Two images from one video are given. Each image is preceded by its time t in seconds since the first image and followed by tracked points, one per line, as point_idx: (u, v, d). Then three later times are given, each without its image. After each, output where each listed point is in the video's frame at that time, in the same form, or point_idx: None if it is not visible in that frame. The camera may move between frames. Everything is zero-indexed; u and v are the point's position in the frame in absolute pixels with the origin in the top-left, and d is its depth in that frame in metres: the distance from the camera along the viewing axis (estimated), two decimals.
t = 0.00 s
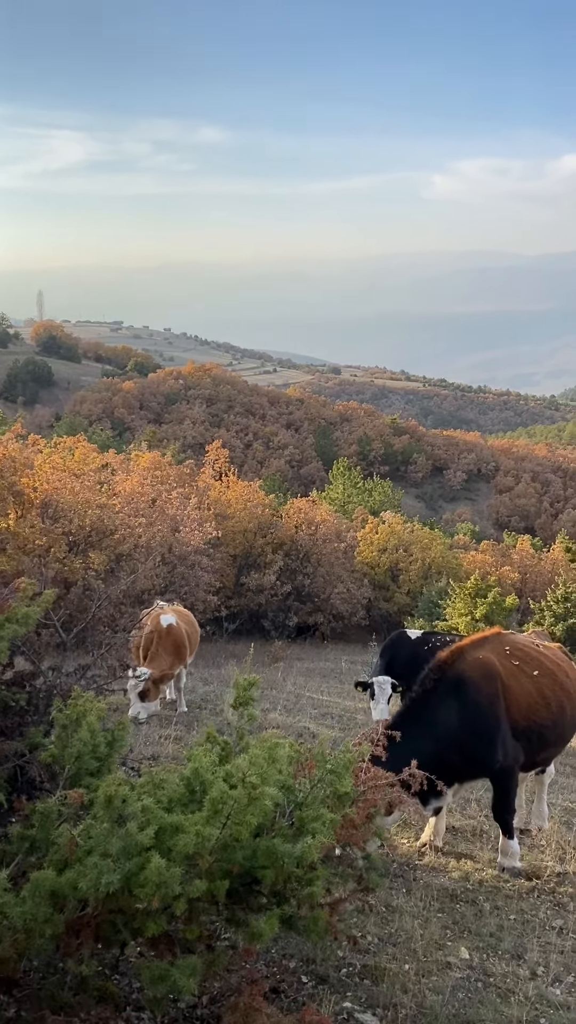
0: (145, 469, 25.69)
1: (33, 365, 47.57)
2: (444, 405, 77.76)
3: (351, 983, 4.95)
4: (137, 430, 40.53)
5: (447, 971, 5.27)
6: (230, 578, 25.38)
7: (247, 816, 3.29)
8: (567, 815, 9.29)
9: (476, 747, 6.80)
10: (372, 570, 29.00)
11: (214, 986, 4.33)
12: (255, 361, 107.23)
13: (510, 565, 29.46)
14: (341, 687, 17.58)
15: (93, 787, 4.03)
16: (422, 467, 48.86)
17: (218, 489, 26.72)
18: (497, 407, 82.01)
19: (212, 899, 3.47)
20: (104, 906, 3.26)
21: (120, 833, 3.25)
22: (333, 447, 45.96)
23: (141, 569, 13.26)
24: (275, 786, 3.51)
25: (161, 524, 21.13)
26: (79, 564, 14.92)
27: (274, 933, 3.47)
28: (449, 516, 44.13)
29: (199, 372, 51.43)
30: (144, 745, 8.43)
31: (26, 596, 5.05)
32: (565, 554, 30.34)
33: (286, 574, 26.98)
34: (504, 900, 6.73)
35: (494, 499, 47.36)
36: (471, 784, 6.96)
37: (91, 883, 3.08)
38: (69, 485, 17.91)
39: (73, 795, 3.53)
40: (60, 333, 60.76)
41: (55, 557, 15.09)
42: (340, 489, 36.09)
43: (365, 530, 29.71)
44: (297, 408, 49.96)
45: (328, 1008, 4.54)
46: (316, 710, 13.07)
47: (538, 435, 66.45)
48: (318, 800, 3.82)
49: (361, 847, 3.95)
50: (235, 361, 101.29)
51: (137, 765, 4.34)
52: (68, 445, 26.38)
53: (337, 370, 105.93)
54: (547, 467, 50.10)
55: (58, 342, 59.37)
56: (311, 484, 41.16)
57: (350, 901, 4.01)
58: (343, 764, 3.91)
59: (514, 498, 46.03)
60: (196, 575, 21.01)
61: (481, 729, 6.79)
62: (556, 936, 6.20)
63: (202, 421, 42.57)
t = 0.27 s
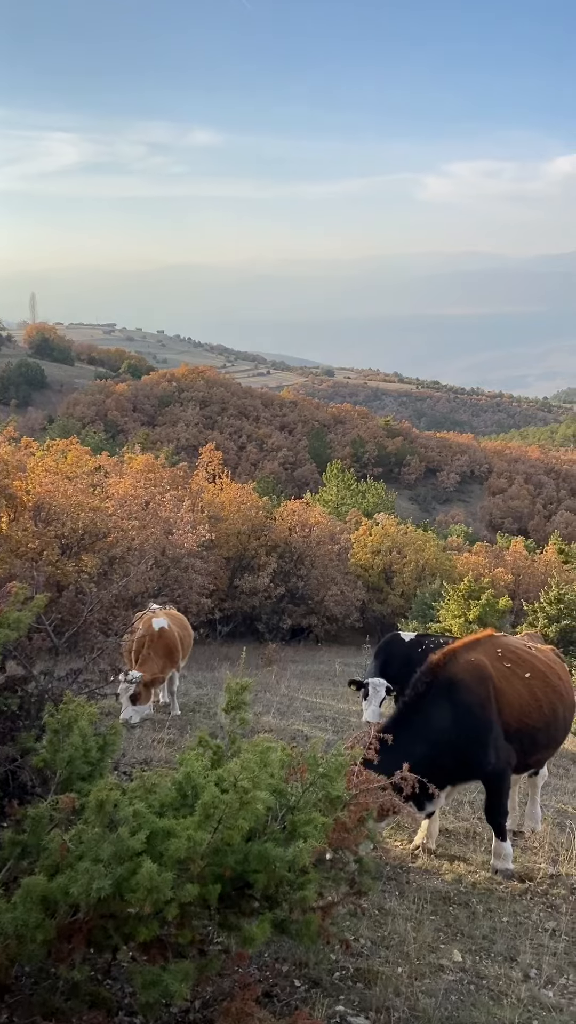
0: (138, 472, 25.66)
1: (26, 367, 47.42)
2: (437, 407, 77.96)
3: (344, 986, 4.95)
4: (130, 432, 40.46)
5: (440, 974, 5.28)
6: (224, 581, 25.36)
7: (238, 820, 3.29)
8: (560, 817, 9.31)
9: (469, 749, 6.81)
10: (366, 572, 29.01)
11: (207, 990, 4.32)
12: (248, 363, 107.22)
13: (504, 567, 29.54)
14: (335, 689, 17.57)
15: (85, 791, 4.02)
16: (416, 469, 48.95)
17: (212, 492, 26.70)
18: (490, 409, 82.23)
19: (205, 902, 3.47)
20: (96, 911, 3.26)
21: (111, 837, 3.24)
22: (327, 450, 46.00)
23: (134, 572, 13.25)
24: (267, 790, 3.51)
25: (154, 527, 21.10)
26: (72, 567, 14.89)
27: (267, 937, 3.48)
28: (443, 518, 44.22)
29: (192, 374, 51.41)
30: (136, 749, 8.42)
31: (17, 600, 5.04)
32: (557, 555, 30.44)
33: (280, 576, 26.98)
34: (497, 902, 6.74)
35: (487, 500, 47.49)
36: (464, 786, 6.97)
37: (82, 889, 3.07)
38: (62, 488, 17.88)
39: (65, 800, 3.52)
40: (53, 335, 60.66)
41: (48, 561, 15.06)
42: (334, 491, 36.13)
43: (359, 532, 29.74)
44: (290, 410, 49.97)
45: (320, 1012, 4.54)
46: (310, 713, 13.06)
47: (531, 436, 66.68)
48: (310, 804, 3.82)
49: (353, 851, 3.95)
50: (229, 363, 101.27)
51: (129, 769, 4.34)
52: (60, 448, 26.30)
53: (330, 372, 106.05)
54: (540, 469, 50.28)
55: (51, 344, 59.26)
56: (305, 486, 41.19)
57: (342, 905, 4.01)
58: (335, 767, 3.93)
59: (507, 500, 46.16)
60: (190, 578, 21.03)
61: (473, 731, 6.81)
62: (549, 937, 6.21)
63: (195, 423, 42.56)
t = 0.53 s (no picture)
0: (129, 472, 25.60)
1: (16, 367, 47.22)
2: (428, 406, 78.13)
3: (334, 984, 4.95)
4: (121, 432, 40.36)
5: (430, 971, 5.29)
6: (215, 581, 25.33)
7: (226, 818, 3.28)
8: (551, 815, 9.33)
9: (459, 747, 6.83)
10: (357, 572, 29.03)
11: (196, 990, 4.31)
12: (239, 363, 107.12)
13: (494, 566, 29.63)
14: (326, 689, 17.57)
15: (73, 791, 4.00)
16: (407, 469, 49.02)
17: (203, 492, 26.66)
18: (481, 408, 82.45)
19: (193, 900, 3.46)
20: (83, 911, 3.24)
21: (98, 836, 3.23)
22: (319, 449, 46.01)
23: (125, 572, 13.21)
24: (255, 787, 3.51)
25: (145, 527, 21.05)
26: (62, 568, 14.82)
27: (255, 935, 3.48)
28: (434, 517, 44.31)
29: (183, 374, 51.32)
30: (127, 749, 8.39)
31: (5, 599, 5.01)
32: (548, 555, 30.56)
33: (271, 576, 26.97)
34: (487, 900, 6.76)
35: (478, 500, 47.62)
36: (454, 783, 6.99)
37: (70, 888, 3.06)
38: (52, 488, 17.81)
39: (53, 799, 3.51)
40: (43, 335, 60.44)
41: (38, 561, 14.99)
42: (325, 490, 36.14)
43: (350, 531, 29.77)
44: (282, 410, 49.93)
45: (310, 1011, 4.54)
46: (301, 712, 13.05)
47: (522, 436, 66.92)
48: (299, 802, 3.82)
49: (342, 849, 3.95)
50: (220, 363, 101.14)
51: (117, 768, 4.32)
52: (51, 448, 26.18)
53: (322, 372, 106.09)
54: (530, 468, 50.45)
55: (41, 344, 59.03)
56: (297, 486, 41.18)
57: (331, 903, 4.01)
58: (324, 765, 3.93)
59: (498, 499, 46.29)
60: (181, 578, 21.01)
61: (462, 729, 6.82)
62: (539, 934, 6.24)
63: (186, 423, 42.49)
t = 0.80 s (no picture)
0: (120, 469, 25.52)
1: (6, 365, 46.96)
2: (419, 404, 78.24)
3: (323, 978, 4.96)
4: (111, 430, 40.21)
5: (418, 965, 5.31)
6: (207, 578, 25.28)
7: (212, 813, 3.27)
8: (539, 810, 9.37)
9: (447, 742, 6.83)
10: (348, 569, 29.05)
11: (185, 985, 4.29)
12: (230, 361, 106.92)
13: (485, 562, 29.75)
14: (318, 685, 17.57)
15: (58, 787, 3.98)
16: (398, 466, 49.09)
17: (194, 489, 26.62)
18: (471, 405, 82.64)
19: (179, 895, 3.44)
20: (68, 907, 3.22)
21: (84, 832, 3.21)
22: (310, 447, 46.00)
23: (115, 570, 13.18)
24: (241, 782, 3.50)
25: (135, 525, 21.00)
26: (52, 566, 14.76)
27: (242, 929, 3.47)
28: (425, 514, 44.39)
29: (174, 371, 51.18)
30: (117, 747, 8.36)
31: None
32: (538, 551, 30.72)
33: (262, 573, 26.95)
34: (476, 893, 6.79)
35: (468, 496, 47.75)
36: (443, 777, 7.01)
37: (54, 883, 3.03)
38: (42, 486, 17.74)
39: (38, 796, 3.48)
40: (33, 333, 60.12)
41: (28, 559, 14.92)
42: (316, 488, 36.14)
43: (342, 529, 29.80)
44: (273, 408, 49.88)
45: (298, 1004, 4.54)
46: (292, 709, 13.05)
47: (512, 432, 67.14)
48: (286, 796, 3.81)
49: (330, 843, 3.95)
50: (211, 360, 100.94)
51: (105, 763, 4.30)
52: (40, 446, 26.06)
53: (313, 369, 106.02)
54: (520, 465, 50.63)
55: (31, 342, 58.74)
56: (288, 483, 41.15)
57: (319, 898, 4.01)
58: (311, 759, 3.93)
59: (488, 496, 46.43)
60: (172, 576, 20.99)
61: (451, 724, 6.83)
62: (529, 928, 6.27)
63: (177, 421, 42.38)
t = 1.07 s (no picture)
0: (110, 466, 25.42)
1: None
2: (410, 399, 78.30)
3: (309, 972, 4.94)
4: (102, 426, 40.04)
5: (405, 958, 5.30)
6: (197, 574, 25.23)
7: (193, 805, 3.24)
8: (528, 803, 9.38)
9: (435, 734, 6.82)
10: (340, 564, 29.05)
11: (170, 980, 4.25)
12: (221, 357, 106.64)
13: (475, 557, 29.82)
14: (309, 681, 17.55)
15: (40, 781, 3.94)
16: (389, 462, 49.13)
17: (184, 486, 26.56)
18: (462, 401, 82.76)
19: (159, 890, 3.41)
20: (47, 903, 3.17)
21: (63, 827, 3.16)
22: (301, 442, 45.95)
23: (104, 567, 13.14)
24: (224, 776, 3.47)
25: (125, 521, 20.94)
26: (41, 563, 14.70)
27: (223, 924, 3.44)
28: (416, 510, 44.44)
29: (164, 367, 51.00)
30: (104, 742, 8.32)
31: None
32: (528, 547, 30.82)
33: (253, 569, 26.91)
34: (464, 886, 6.79)
35: (459, 492, 47.83)
36: (430, 770, 7.01)
37: (32, 879, 2.99)
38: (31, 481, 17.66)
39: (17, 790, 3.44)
40: (22, 329, 59.80)
41: (16, 555, 14.85)
42: (307, 483, 36.12)
43: (333, 524, 29.78)
44: (264, 404, 49.78)
45: (284, 999, 4.52)
46: (282, 704, 13.02)
47: (503, 428, 67.31)
48: (270, 789, 3.78)
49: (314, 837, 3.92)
50: (202, 356, 100.70)
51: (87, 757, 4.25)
52: (30, 442, 25.93)
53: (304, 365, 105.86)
54: (511, 460, 50.75)
55: (20, 337, 58.41)
56: (279, 479, 41.11)
57: (304, 892, 3.98)
58: (295, 753, 3.90)
59: (479, 492, 46.54)
60: (163, 572, 20.93)
61: (438, 717, 6.82)
62: (516, 920, 6.28)
63: (168, 417, 42.24)
